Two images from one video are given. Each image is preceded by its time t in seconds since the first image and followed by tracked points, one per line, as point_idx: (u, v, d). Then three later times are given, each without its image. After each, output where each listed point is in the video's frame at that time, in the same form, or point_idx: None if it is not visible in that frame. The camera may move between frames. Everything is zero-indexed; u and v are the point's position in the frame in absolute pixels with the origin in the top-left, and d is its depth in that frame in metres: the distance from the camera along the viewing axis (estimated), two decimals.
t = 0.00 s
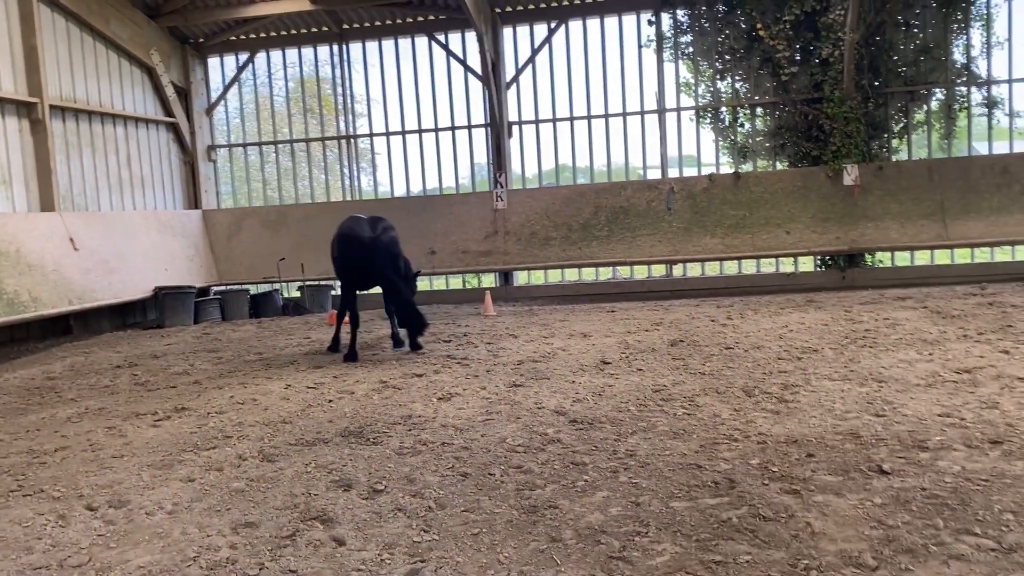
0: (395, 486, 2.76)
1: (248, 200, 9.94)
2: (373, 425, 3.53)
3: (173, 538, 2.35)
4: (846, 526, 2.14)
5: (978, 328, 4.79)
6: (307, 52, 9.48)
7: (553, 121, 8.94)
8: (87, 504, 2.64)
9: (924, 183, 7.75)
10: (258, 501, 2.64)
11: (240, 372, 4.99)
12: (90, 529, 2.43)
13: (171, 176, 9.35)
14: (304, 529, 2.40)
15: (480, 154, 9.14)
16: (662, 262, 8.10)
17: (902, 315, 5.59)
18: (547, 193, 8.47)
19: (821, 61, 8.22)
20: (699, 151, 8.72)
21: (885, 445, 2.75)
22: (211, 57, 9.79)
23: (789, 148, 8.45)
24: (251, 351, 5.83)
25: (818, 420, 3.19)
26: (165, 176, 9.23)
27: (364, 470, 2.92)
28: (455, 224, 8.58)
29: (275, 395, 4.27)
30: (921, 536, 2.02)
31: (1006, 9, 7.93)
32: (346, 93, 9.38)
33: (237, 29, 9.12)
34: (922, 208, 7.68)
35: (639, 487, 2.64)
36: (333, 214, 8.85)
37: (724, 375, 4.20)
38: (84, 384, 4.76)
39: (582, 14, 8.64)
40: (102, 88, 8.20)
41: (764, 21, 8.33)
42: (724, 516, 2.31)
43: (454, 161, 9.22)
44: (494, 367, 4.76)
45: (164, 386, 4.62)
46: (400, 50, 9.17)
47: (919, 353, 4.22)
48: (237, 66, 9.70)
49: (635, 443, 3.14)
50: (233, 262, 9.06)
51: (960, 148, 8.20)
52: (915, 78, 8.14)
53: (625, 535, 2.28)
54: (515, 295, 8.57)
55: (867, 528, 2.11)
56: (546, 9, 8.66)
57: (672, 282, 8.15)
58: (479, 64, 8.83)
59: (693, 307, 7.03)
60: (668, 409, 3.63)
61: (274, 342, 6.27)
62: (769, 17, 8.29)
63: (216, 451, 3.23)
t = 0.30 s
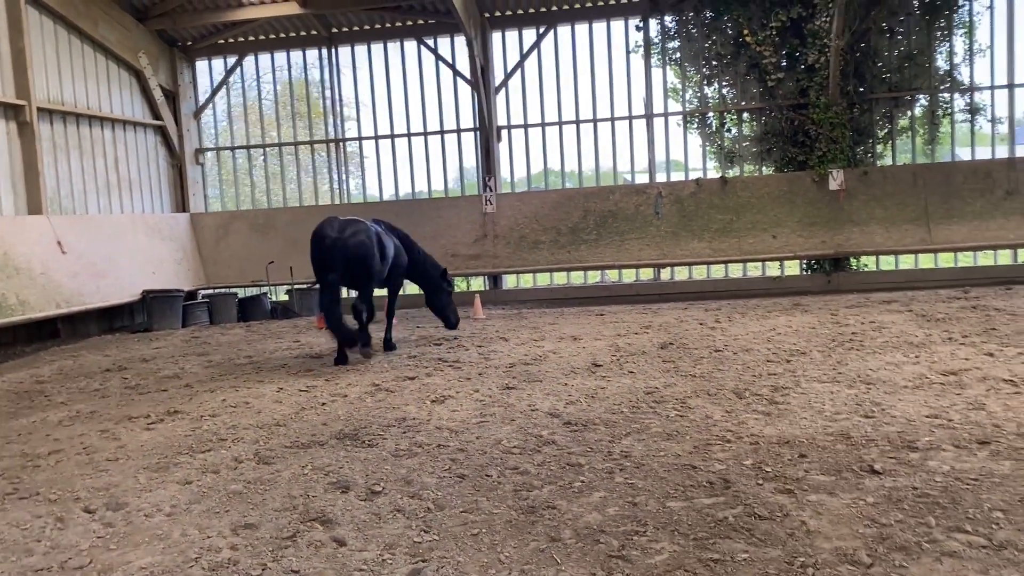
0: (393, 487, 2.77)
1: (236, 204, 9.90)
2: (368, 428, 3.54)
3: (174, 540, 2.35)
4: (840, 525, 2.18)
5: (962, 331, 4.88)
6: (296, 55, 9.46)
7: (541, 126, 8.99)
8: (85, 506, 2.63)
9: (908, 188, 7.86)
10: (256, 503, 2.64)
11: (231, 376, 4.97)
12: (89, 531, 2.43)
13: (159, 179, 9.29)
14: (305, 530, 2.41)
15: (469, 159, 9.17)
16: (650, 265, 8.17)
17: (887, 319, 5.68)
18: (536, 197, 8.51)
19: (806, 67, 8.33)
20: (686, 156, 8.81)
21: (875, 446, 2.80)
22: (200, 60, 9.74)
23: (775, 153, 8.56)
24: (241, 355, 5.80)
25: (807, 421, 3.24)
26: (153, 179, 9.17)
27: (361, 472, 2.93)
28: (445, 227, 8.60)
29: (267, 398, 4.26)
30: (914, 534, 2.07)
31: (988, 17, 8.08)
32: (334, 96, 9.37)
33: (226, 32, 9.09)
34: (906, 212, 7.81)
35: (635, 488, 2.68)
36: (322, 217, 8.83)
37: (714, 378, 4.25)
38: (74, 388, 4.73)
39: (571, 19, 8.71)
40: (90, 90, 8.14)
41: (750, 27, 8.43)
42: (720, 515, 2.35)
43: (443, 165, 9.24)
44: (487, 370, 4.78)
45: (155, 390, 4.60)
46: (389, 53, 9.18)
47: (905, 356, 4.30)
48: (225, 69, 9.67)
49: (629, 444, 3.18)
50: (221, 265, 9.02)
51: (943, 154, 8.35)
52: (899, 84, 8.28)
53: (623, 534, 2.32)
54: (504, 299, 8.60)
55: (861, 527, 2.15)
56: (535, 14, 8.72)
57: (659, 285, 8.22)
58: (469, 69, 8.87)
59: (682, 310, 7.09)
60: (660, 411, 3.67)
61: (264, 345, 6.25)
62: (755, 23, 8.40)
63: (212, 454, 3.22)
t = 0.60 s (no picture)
0: (382, 493, 2.76)
1: (218, 208, 9.81)
2: (355, 433, 3.52)
3: (161, 546, 2.32)
4: (827, 527, 2.21)
5: (942, 336, 4.96)
6: (278, 59, 9.41)
7: (525, 131, 9.01)
8: (69, 513, 2.59)
9: (888, 195, 7.98)
10: (244, 509, 2.61)
11: (215, 381, 4.92)
12: (75, 538, 2.39)
13: (140, 183, 9.18)
14: (294, 536, 2.39)
15: (453, 164, 9.17)
16: (634, 270, 8.21)
17: (868, 323, 5.75)
18: (520, 202, 8.53)
19: (787, 74, 8.43)
20: (669, 161, 8.89)
21: (860, 449, 2.84)
22: (181, 64, 9.66)
23: (757, 159, 8.66)
24: (223, 360, 5.74)
25: (792, 425, 3.27)
26: (134, 183, 9.06)
27: (349, 478, 2.91)
28: (429, 233, 8.59)
29: (252, 403, 4.21)
30: (900, 536, 2.10)
31: (965, 26, 8.23)
32: (317, 101, 9.32)
33: (208, 36, 9.02)
34: (886, 218, 7.92)
35: (624, 492, 2.69)
36: (305, 222, 8.76)
37: (699, 382, 4.28)
38: (54, 394, 4.65)
39: (555, 25, 8.75)
40: (70, 93, 8.04)
41: (732, 34, 8.52)
42: (710, 519, 2.37)
43: (428, 170, 9.23)
44: (472, 375, 4.77)
45: (138, 395, 4.53)
46: (373, 58, 9.15)
47: (887, 361, 4.35)
48: (207, 73, 9.58)
49: (616, 449, 3.19)
50: (203, 269, 8.92)
51: (921, 160, 8.50)
52: (879, 92, 8.42)
53: (614, 538, 2.32)
54: (488, 304, 8.59)
55: (848, 530, 2.18)
56: (519, 20, 8.75)
57: (643, 290, 8.26)
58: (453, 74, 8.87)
59: (665, 315, 7.13)
60: (647, 415, 3.68)
61: (247, 351, 6.19)
62: (737, 30, 8.49)
63: (198, 460, 3.18)
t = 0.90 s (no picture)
0: (365, 497, 2.72)
1: (195, 211, 9.68)
2: (337, 438, 3.47)
3: (142, 553, 2.27)
4: (813, 530, 2.22)
5: (919, 339, 5.03)
6: (257, 61, 9.31)
7: (506, 135, 9.02)
8: (47, 520, 2.53)
9: (864, 200, 8.11)
10: (226, 514, 2.57)
11: (193, 386, 4.83)
12: (53, 545, 2.34)
13: (117, 185, 9.02)
14: (277, 542, 2.35)
15: (434, 168, 9.14)
16: (615, 274, 8.24)
17: (846, 327, 5.81)
18: (500, 205, 8.54)
19: (765, 80, 8.54)
20: (649, 166, 8.95)
21: (842, 451, 2.87)
22: (159, 65, 9.53)
23: (736, 164, 8.74)
24: (201, 364, 5.64)
25: (774, 428, 3.29)
26: (111, 185, 8.91)
27: (332, 482, 2.87)
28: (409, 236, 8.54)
29: (232, 408, 4.15)
30: (885, 538, 2.12)
31: (940, 33, 8.38)
32: (296, 103, 9.24)
33: (187, 37, 8.91)
34: (863, 223, 8.04)
35: (610, 495, 2.68)
36: (284, 225, 8.67)
37: (681, 386, 4.29)
38: (28, 399, 4.54)
39: (536, 30, 8.78)
40: (46, 94, 7.89)
41: (711, 40, 8.61)
42: (696, 522, 2.37)
43: (408, 174, 9.19)
44: (454, 379, 4.74)
45: (115, 400, 4.44)
46: (352, 60, 9.10)
47: (866, 364, 4.40)
48: (185, 75, 9.46)
49: (600, 452, 3.19)
50: (180, 272, 8.78)
51: (897, 165, 8.64)
52: (855, 98, 8.55)
53: (600, 541, 2.31)
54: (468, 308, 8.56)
55: (833, 531, 2.19)
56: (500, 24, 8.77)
57: (624, 294, 8.29)
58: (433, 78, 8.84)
59: (646, 319, 7.16)
60: (630, 418, 3.69)
61: (225, 354, 6.10)
62: (716, 36, 8.59)
63: (178, 465, 3.12)
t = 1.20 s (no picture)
0: (350, 504, 2.67)
1: (171, 215, 9.53)
2: (319, 444, 3.41)
3: (122, 563, 2.20)
4: (803, 534, 2.22)
5: (897, 343, 5.10)
6: (235, 63, 9.19)
7: (486, 139, 9.00)
8: (22, 530, 2.44)
9: (841, 205, 8.21)
10: (208, 522, 2.50)
11: (169, 391, 4.73)
12: (29, 556, 2.26)
13: (91, 188, 8.84)
14: (262, 550, 2.29)
15: (413, 172, 9.09)
16: (595, 278, 8.26)
17: (825, 331, 5.87)
18: (480, 209, 8.52)
19: (743, 85, 8.62)
20: (628, 170, 8.99)
21: (827, 455, 2.88)
22: (134, 67, 9.35)
23: (714, 169, 8.81)
24: (177, 370, 5.53)
25: (759, 432, 3.31)
26: (84, 188, 8.72)
27: (315, 489, 2.81)
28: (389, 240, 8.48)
29: (211, 414, 4.06)
30: (876, 542, 2.13)
31: (914, 40, 8.55)
32: (274, 106, 9.14)
33: (163, 39, 8.75)
34: (840, 228, 8.14)
35: (598, 500, 2.66)
36: (261, 229, 8.56)
37: (664, 390, 4.29)
38: None
39: (516, 34, 8.78)
40: (18, 95, 7.70)
41: (690, 45, 8.68)
42: (686, 527, 2.36)
43: (387, 178, 9.12)
44: (437, 384, 4.69)
45: (90, 406, 4.33)
46: (331, 63, 9.01)
47: (846, 367, 4.45)
48: (161, 76, 9.30)
49: (586, 457, 3.17)
50: (155, 277, 8.63)
51: (873, 170, 8.78)
52: (832, 103, 8.67)
53: (591, 547, 2.29)
54: (448, 312, 8.50)
55: (824, 535, 2.20)
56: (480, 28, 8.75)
57: (604, 298, 8.30)
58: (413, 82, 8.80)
59: (626, 323, 7.17)
60: (615, 423, 3.67)
61: (202, 360, 5.99)
62: (695, 42, 8.65)
63: (157, 472, 3.04)
